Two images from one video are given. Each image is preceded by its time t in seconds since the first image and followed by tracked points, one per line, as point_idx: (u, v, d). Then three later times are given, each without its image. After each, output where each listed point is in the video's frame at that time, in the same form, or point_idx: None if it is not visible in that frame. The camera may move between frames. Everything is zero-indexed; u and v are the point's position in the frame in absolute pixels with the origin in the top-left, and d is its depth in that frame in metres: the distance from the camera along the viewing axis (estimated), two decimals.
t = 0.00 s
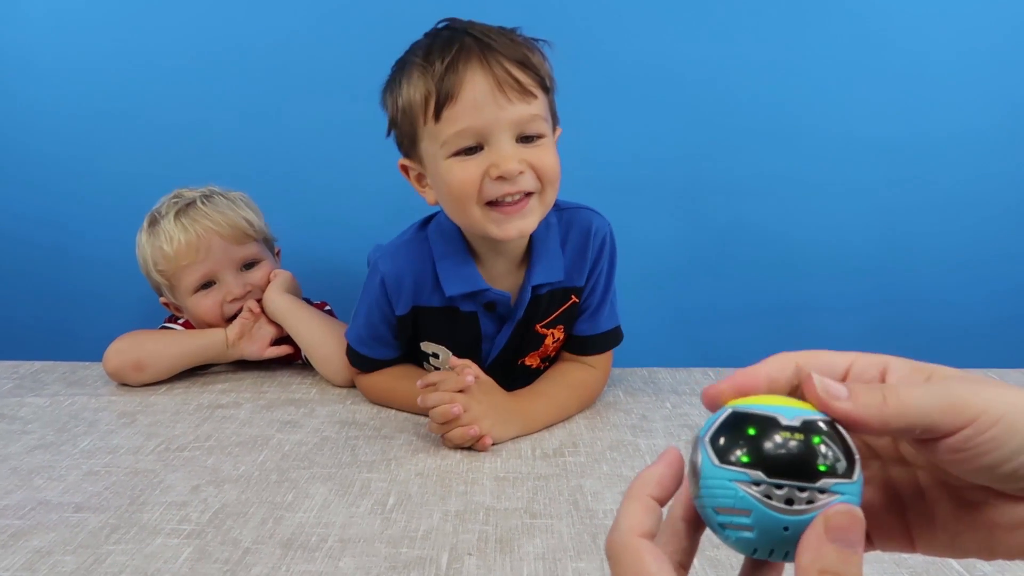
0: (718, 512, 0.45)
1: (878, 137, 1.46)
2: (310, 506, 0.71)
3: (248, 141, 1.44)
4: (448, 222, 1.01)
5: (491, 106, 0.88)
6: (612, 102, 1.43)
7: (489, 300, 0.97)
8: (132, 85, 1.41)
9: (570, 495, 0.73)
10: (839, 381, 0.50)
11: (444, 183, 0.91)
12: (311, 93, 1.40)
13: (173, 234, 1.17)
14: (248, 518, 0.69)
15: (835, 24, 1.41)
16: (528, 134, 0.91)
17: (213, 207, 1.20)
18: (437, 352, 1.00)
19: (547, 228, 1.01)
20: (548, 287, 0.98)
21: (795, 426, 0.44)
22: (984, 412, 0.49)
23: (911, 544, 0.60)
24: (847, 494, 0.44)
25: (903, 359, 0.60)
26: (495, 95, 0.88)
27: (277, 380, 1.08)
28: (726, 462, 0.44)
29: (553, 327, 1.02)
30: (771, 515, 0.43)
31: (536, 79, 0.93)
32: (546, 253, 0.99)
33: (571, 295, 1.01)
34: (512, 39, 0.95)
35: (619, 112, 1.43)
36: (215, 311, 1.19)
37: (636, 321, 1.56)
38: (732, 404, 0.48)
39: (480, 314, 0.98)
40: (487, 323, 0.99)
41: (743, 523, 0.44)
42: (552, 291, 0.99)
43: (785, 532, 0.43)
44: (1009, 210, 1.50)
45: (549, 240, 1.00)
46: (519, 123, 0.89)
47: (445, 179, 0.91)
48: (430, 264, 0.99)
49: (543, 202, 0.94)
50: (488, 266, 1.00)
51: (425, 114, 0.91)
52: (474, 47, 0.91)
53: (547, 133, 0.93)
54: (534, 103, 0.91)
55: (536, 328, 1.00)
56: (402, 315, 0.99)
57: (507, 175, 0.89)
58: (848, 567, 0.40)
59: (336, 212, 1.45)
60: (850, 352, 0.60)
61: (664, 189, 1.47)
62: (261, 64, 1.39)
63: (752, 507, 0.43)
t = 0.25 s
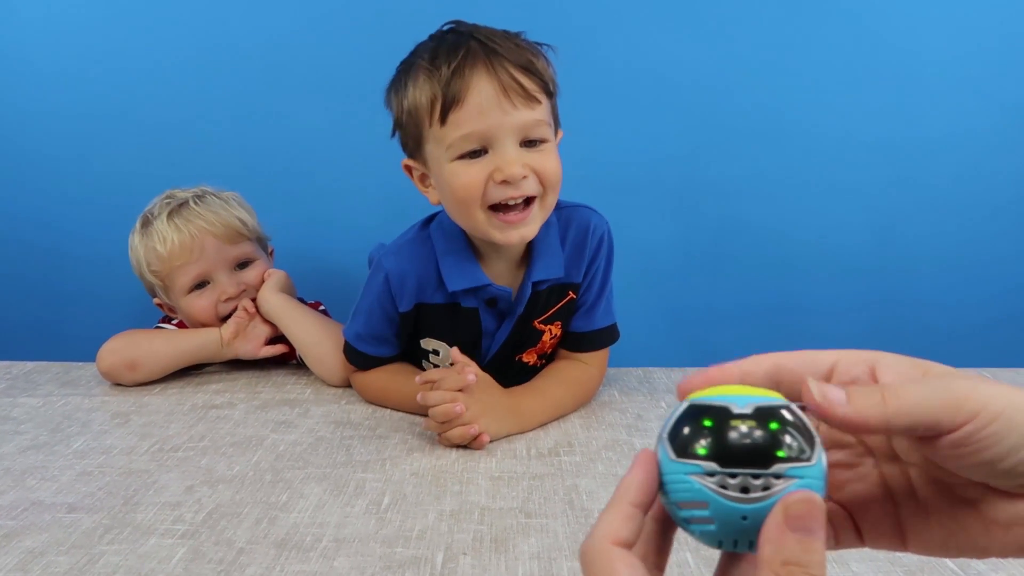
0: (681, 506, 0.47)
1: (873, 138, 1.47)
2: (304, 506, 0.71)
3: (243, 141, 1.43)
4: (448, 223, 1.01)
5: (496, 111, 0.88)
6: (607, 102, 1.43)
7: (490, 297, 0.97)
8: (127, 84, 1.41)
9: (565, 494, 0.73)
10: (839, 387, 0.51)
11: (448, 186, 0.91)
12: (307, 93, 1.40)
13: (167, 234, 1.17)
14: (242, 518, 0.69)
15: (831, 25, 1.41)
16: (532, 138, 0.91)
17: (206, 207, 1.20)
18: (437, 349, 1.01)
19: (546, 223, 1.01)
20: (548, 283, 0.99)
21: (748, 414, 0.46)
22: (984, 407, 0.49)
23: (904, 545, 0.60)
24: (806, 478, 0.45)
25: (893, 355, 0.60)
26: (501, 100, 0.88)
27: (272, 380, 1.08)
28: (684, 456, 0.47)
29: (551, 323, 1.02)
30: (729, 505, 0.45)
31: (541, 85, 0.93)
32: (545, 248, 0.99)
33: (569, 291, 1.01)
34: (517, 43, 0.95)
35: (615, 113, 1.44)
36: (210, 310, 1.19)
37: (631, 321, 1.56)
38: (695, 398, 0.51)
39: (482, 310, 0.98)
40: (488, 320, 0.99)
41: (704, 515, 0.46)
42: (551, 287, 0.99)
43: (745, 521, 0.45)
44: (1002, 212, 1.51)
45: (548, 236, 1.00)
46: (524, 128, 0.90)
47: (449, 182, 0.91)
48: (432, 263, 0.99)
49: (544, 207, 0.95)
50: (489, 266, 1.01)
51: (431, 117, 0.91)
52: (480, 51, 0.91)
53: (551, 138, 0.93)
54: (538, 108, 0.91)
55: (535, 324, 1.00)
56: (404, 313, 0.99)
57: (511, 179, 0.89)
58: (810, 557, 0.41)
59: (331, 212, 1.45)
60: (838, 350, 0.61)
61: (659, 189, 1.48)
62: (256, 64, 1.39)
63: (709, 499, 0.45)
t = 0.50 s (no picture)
0: (668, 508, 0.47)
1: (873, 138, 1.47)
2: (303, 506, 0.71)
3: (243, 140, 1.43)
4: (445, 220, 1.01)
5: (495, 108, 0.88)
6: (607, 102, 1.43)
7: (487, 294, 0.98)
8: (127, 84, 1.41)
9: (564, 494, 0.73)
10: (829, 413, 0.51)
11: (445, 180, 0.91)
12: (307, 93, 1.40)
13: (164, 235, 1.17)
14: (242, 518, 0.69)
15: (832, 25, 1.41)
16: (531, 137, 0.91)
17: (203, 208, 1.20)
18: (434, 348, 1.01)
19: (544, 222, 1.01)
20: (544, 283, 0.99)
21: (732, 414, 0.47)
22: (978, 425, 0.49)
23: (898, 548, 0.60)
24: (790, 478, 0.46)
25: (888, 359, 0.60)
26: (500, 97, 0.88)
27: (271, 380, 1.08)
28: (670, 458, 0.47)
29: (549, 324, 1.02)
30: (715, 507, 0.45)
31: (542, 85, 0.93)
32: (542, 248, 0.99)
33: (567, 292, 1.01)
34: (520, 43, 0.95)
35: (615, 112, 1.44)
36: (208, 310, 1.18)
37: (630, 321, 1.57)
38: (679, 399, 0.51)
39: (478, 308, 0.99)
40: (484, 318, 0.99)
41: (691, 517, 0.46)
42: (548, 287, 1.00)
43: (732, 523, 0.45)
44: (1001, 212, 1.52)
45: (544, 235, 1.00)
46: (522, 126, 0.90)
47: (446, 177, 0.91)
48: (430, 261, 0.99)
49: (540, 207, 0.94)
50: (485, 264, 1.01)
51: (431, 112, 0.91)
52: (482, 49, 0.92)
53: (549, 138, 0.93)
54: (538, 108, 0.91)
55: (532, 324, 1.00)
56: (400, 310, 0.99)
57: (507, 176, 0.89)
58: (794, 556, 0.41)
59: (330, 212, 1.45)
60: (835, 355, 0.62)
61: (659, 189, 1.48)
62: (256, 64, 1.39)
63: (696, 501, 0.46)
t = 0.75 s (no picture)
0: (663, 503, 0.47)
1: (873, 139, 1.47)
2: (304, 506, 0.71)
3: (243, 140, 1.43)
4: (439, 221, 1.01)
5: (486, 105, 0.88)
6: (607, 102, 1.43)
7: (480, 295, 0.98)
8: (127, 84, 1.40)
9: (564, 494, 0.73)
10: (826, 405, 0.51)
11: (437, 178, 0.91)
12: (306, 92, 1.40)
13: (165, 233, 1.16)
14: (242, 517, 0.69)
15: (831, 25, 1.41)
16: (522, 135, 0.91)
17: (205, 207, 1.19)
18: (429, 349, 1.01)
19: (541, 225, 1.01)
20: (541, 285, 0.99)
21: (732, 411, 0.47)
22: (978, 420, 0.49)
23: (896, 548, 0.60)
24: (788, 476, 0.46)
25: (886, 359, 0.61)
26: (491, 94, 0.89)
27: (270, 380, 1.08)
28: (667, 453, 0.47)
29: (547, 327, 1.02)
30: (713, 502, 0.45)
31: (534, 83, 0.93)
32: (537, 250, 0.99)
33: (565, 295, 1.01)
34: (512, 43, 0.95)
35: (614, 112, 1.44)
36: (207, 309, 1.19)
37: (630, 321, 1.57)
38: (676, 393, 0.51)
39: (472, 309, 0.99)
40: (478, 320, 0.99)
41: (687, 512, 0.46)
42: (545, 290, 1.00)
43: (729, 519, 0.46)
44: (1000, 213, 1.52)
45: (540, 238, 1.00)
46: (514, 123, 0.90)
47: (438, 175, 0.91)
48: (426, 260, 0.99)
49: (533, 205, 0.94)
50: (479, 265, 1.01)
51: (422, 110, 0.91)
52: (473, 48, 0.92)
53: (541, 136, 0.93)
54: (529, 105, 0.91)
55: (529, 327, 1.01)
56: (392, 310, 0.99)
57: (498, 173, 0.88)
58: (795, 553, 0.41)
59: (330, 212, 1.45)
60: (833, 355, 0.62)
61: (658, 189, 1.48)
62: (256, 64, 1.39)
63: (694, 496, 0.46)
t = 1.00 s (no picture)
0: (663, 500, 0.47)
1: (874, 139, 1.47)
2: (304, 505, 0.71)
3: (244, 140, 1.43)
4: (436, 221, 1.01)
5: (483, 103, 0.88)
6: (608, 101, 1.43)
7: (476, 296, 0.98)
8: (127, 83, 1.40)
9: (565, 493, 0.73)
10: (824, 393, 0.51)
11: (433, 176, 0.91)
12: (307, 92, 1.40)
13: (172, 220, 1.16)
14: (242, 517, 0.69)
15: (833, 24, 1.41)
16: (519, 134, 0.91)
17: (214, 196, 1.20)
18: (426, 348, 1.02)
19: (540, 228, 1.01)
20: (538, 288, 0.99)
21: (734, 409, 0.47)
22: (975, 413, 0.49)
23: (898, 548, 0.60)
24: (789, 476, 0.46)
25: (885, 359, 0.61)
26: (488, 93, 0.89)
27: (271, 379, 1.08)
28: (669, 450, 0.47)
29: (546, 330, 1.02)
30: (715, 500, 0.45)
31: (532, 83, 0.93)
32: (535, 253, 0.99)
33: (563, 299, 1.01)
34: (511, 43, 0.96)
35: (615, 112, 1.44)
36: (209, 299, 1.18)
37: (630, 321, 1.57)
38: (677, 391, 0.51)
39: (467, 309, 0.98)
40: (473, 321, 0.99)
41: (688, 509, 0.46)
42: (543, 293, 1.00)
43: (730, 518, 0.46)
44: (1001, 213, 1.52)
45: (538, 241, 1.00)
46: (511, 122, 0.90)
47: (435, 173, 0.91)
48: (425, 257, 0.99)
49: (530, 205, 0.93)
50: (476, 266, 1.01)
51: (420, 108, 0.91)
52: (472, 47, 0.92)
53: (539, 136, 0.93)
54: (527, 104, 0.91)
55: (528, 330, 1.01)
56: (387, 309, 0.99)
57: (495, 171, 0.88)
58: (796, 553, 0.41)
59: (330, 211, 1.45)
60: (830, 354, 0.62)
61: (659, 188, 1.48)
62: (257, 63, 1.39)
63: (696, 494, 0.46)
